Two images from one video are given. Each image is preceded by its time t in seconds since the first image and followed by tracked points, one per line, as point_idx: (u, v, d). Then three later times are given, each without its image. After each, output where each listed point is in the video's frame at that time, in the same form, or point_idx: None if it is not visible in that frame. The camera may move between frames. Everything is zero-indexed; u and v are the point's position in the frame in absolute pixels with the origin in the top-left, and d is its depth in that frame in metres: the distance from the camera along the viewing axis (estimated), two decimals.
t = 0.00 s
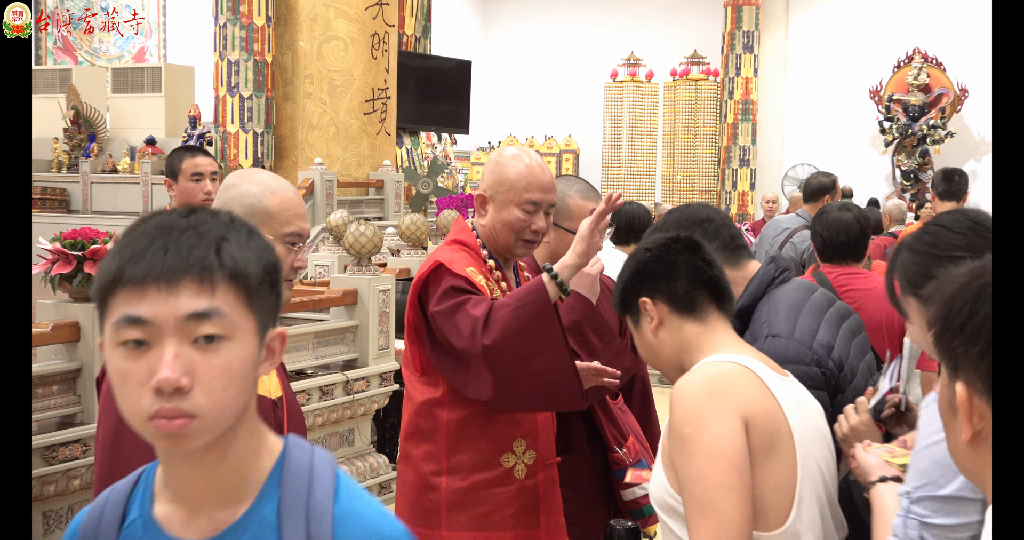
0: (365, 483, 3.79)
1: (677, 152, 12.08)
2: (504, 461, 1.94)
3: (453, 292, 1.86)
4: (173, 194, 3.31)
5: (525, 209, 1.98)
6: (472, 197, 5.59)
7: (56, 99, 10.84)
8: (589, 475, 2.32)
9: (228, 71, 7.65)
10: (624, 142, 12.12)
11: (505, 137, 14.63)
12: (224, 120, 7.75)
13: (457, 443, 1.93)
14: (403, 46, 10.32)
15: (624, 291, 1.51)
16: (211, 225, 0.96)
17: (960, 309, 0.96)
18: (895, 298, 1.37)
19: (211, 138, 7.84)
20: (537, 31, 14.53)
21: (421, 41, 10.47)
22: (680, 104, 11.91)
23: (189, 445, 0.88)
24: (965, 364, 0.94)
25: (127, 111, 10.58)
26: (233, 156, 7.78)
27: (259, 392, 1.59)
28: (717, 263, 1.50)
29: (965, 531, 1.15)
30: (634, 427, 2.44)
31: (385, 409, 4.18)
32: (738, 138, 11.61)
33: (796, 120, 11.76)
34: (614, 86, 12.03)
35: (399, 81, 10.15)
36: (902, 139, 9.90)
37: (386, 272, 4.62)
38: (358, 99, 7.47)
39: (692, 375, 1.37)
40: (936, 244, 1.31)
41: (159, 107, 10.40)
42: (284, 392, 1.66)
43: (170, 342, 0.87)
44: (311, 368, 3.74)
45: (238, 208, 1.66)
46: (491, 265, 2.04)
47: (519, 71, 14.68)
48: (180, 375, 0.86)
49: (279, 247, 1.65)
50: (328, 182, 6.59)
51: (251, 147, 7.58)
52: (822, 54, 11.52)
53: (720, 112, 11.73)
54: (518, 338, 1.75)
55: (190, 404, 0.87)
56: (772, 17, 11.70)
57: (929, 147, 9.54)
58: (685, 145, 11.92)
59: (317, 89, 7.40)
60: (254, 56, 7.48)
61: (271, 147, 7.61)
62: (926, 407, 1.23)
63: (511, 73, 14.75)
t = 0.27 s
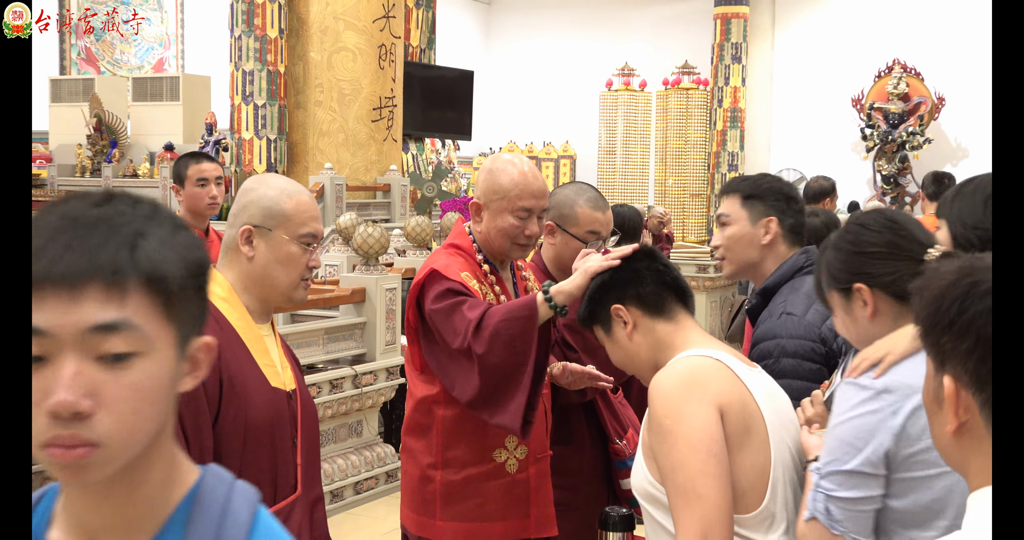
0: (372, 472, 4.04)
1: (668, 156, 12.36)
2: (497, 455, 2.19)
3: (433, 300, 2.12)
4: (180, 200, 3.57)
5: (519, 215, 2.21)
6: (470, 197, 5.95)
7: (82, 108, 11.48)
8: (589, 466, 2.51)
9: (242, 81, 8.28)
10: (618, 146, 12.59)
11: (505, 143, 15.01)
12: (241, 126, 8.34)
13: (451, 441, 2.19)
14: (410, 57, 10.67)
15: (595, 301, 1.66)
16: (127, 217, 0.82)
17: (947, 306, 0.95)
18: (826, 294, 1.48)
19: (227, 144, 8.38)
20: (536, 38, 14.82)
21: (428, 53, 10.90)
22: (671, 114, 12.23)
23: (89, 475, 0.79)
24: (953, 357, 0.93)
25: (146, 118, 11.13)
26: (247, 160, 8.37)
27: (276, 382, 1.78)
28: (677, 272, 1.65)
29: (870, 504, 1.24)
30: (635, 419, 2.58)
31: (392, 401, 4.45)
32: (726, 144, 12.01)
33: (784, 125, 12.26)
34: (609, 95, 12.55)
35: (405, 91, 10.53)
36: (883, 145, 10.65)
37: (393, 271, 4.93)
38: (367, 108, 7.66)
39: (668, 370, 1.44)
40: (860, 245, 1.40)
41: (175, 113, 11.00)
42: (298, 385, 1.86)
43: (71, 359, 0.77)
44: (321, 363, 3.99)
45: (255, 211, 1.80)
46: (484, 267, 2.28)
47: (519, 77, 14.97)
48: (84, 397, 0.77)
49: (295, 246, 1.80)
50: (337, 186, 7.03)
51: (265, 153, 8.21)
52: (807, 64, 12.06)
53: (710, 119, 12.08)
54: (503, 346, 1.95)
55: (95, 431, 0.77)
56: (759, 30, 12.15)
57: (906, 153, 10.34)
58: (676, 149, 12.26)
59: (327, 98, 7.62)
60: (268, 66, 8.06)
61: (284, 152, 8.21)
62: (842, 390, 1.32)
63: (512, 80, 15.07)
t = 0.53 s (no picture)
0: (378, 464, 4.24)
1: (662, 161, 12.79)
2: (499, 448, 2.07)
3: (427, 313, 2.05)
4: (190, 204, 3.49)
5: (520, 207, 2.13)
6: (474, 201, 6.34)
7: (100, 114, 11.91)
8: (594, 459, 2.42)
9: (253, 88, 8.29)
10: (615, 151, 13.10)
11: (507, 148, 15.32)
12: (252, 133, 8.37)
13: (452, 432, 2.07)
14: (414, 65, 10.93)
15: (574, 292, 1.49)
16: None
17: (942, 305, 0.93)
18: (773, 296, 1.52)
19: (240, 151, 8.63)
20: (535, 44, 15.08)
21: (431, 61, 10.99)
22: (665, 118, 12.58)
23: None
24: (946, 354, 0.91)
25: (162, 124, 11.41)
26: (257, 165, 8.43)
27: (289, 379, 1.75)
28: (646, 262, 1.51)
29: (807, 490, 1.26)
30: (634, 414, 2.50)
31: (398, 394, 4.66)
32: (718, 149, 12.06)
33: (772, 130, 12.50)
34: (604, 103, 13.02)
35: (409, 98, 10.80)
36: (868, 149, 11.01)
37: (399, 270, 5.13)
38: (373, 114, 8.43)
39: (671, 363, 1.34)
40: (803, 251, 1.44)
41: (190, 120, 11.26)
42: (310, 383, 1.82)
43: None
44: (330, 358, 4.23)
45: (268, 213, 1.74)
46: (483, 266, 2.20)
47: (520, 83, 15.27)
48: None
49: (308, 244, 1.75)
50: (344, 189, 7.29)
51: (275, 157, 8.23)
52: (796, 72, 12.32)
53: (702, 125, 12.33)
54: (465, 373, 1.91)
55: None
56: (749, 40, 12.36)
57: (890, 158, 10.67)
58: (669, 155, 12.65)
59: (335, 104, 8.22)
60: (278, 74, 8.17)
61: (293, 157, 8.30)
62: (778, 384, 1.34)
63: (512, 85, 15.36)
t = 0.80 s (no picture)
0: (378, 463, 4.25)
1: (661, 160, 12.78)
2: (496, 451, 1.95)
3: (439, 328, 1.91)
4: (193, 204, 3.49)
5: (526, 204, 2.06)
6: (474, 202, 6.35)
7: (100, 114, 11.94)
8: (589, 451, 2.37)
9: (254, 89, 8.35)
10: (615, 151, 13.11)
11: (507, 147, 15.34)
12: (252, 132, 8.42)
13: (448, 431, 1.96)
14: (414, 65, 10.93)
15: (568, 279, 1.32)
16: None
17: (949, 303, 0.95)
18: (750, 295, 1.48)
19: (241, 151, 8.65)
20: (535, 44, 15.10)
21: (432, 61, 11.01)
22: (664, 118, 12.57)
23: None
24: (953, 351, 0.93)
25: (164, 125, 11.41)
26: (258, 165, 8.46)
27: (289, 378, 1.76)
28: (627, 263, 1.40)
29: (797, 481, 1.25)
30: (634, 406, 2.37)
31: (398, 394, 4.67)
32: (717, 149, 12.11)
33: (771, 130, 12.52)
34: (605, 103, 13.05)
35: (410, 98, 10.83)
36: (867, 149, 10.96)
37: (399, 270, 5.14)
38: (373, 114, 8.40)
39: (663, 377, 1.23)
40: (781, 250, 1.39)
41: (191, 120, 11.28)
42: (312, 383, 1.83)
43: None
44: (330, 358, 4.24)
45: (268, 214, 1.76)
46: (485, 266, 2.11)
47: (520, 83, 15.29)
48: None
49: (306, 246, 1.76)
50: (345, 189, 7.31)
51: (277, 157, 8.29)
52: (795, 72, 12.34)
53: (701, 125, 12.35)
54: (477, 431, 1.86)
55: None
56: (748, 41, 12.34)
57: (889, 158, 10.62)
58: (668, 155, 12.64)
59: (336, 105, 8.24)
60: (279, 74, 8.23)
61: (295, 157, 8.35)
62: (764, 382, 1.34)
63: (513, 86, 15.39)
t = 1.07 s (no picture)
0: (378, 463, 4.25)
1: (661, 160, 12.80)
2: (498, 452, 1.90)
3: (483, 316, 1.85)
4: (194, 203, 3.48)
5: (530, 201, 2.09)
6: (474, 202, 6.36)
7: (100, 114, 11.94)
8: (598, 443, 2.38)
9: (255, 88, 8.35)
10: (615, 151, 13.12)
11: (507, 147, 15.35)
12: (252, 132, 8.40)
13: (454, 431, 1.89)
14: (414, 65, 10.92)
15: (548, 268, 1.13)
16: None
17: (954, 302, 0.96)
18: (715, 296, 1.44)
19: (241, 151, 8.67)
20: (536, 44, 15.09)
21: (432, 61, 11.04)
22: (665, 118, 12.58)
23: None
24: (960, 350, 0.94)
25: (164, 124, 11.42)
26: (258, 165, 8.47)
27: (290, 380, 1.75)
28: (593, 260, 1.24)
29: (762, 479, 1.26)
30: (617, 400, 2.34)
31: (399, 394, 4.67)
32: (717, 149, 12.13)
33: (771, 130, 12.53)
34: (605, 102, 13.06)
35: (410, 98, 10.84)
36: (867, 149, 10.94)
37: (399, 270, 5.15)
38: (373, 114, 8.40)
39: (639, 402, 1.08)
40: (746, 246, 1.35)
41: (191, 120, 11.28)
42: (315, 384, 1.83)
43: None
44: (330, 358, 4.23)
45: (264, 213, 1.76)
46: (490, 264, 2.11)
47: (521, 83, 15.30)
48: None
49: (305, 241, 1.76)
50: (345, 189, 7.31)
51: (277, 156, 8.28)
52: (795, 72, 12.35)
53: (701, 125, 12.37)
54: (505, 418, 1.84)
55: None
56: (749, 40, 12.35)
57: (888, 157, 10.61)
58: (669, 154, 12.66)
59: (336, 104, 8.24)
60: (279, 74, 8.22)
61: (295, 156, 8.34)
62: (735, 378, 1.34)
63: (514, 86, 15.39)
